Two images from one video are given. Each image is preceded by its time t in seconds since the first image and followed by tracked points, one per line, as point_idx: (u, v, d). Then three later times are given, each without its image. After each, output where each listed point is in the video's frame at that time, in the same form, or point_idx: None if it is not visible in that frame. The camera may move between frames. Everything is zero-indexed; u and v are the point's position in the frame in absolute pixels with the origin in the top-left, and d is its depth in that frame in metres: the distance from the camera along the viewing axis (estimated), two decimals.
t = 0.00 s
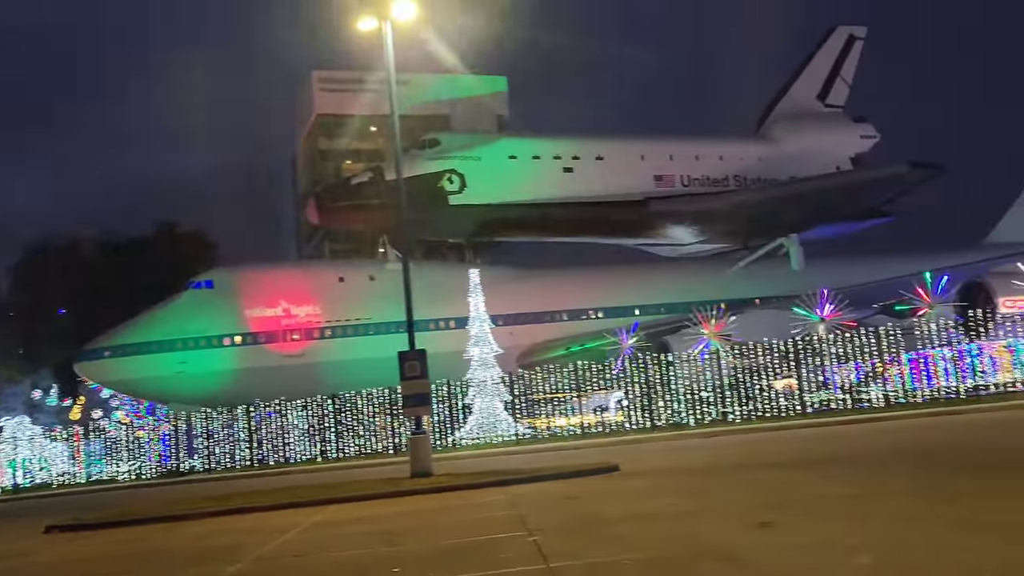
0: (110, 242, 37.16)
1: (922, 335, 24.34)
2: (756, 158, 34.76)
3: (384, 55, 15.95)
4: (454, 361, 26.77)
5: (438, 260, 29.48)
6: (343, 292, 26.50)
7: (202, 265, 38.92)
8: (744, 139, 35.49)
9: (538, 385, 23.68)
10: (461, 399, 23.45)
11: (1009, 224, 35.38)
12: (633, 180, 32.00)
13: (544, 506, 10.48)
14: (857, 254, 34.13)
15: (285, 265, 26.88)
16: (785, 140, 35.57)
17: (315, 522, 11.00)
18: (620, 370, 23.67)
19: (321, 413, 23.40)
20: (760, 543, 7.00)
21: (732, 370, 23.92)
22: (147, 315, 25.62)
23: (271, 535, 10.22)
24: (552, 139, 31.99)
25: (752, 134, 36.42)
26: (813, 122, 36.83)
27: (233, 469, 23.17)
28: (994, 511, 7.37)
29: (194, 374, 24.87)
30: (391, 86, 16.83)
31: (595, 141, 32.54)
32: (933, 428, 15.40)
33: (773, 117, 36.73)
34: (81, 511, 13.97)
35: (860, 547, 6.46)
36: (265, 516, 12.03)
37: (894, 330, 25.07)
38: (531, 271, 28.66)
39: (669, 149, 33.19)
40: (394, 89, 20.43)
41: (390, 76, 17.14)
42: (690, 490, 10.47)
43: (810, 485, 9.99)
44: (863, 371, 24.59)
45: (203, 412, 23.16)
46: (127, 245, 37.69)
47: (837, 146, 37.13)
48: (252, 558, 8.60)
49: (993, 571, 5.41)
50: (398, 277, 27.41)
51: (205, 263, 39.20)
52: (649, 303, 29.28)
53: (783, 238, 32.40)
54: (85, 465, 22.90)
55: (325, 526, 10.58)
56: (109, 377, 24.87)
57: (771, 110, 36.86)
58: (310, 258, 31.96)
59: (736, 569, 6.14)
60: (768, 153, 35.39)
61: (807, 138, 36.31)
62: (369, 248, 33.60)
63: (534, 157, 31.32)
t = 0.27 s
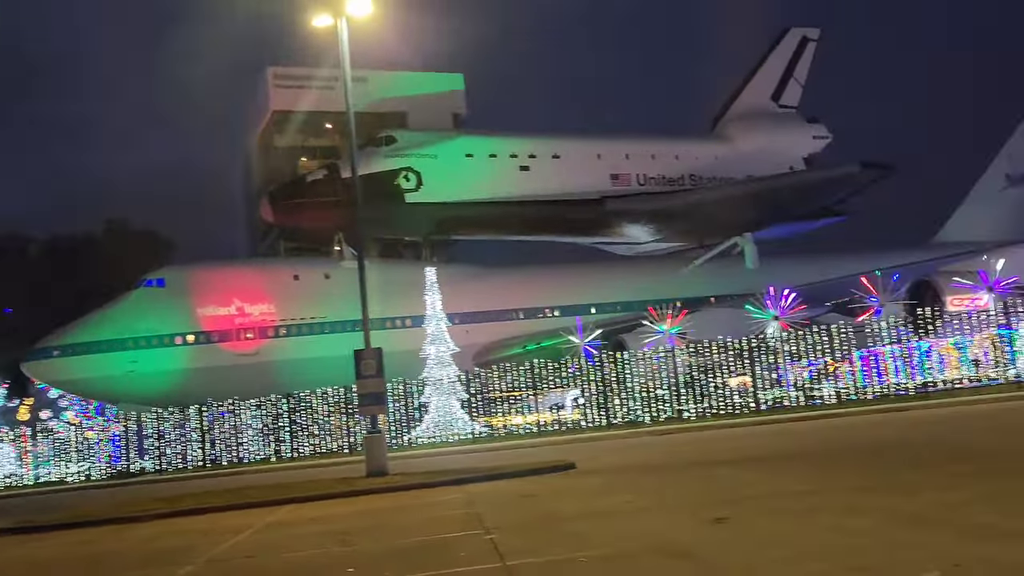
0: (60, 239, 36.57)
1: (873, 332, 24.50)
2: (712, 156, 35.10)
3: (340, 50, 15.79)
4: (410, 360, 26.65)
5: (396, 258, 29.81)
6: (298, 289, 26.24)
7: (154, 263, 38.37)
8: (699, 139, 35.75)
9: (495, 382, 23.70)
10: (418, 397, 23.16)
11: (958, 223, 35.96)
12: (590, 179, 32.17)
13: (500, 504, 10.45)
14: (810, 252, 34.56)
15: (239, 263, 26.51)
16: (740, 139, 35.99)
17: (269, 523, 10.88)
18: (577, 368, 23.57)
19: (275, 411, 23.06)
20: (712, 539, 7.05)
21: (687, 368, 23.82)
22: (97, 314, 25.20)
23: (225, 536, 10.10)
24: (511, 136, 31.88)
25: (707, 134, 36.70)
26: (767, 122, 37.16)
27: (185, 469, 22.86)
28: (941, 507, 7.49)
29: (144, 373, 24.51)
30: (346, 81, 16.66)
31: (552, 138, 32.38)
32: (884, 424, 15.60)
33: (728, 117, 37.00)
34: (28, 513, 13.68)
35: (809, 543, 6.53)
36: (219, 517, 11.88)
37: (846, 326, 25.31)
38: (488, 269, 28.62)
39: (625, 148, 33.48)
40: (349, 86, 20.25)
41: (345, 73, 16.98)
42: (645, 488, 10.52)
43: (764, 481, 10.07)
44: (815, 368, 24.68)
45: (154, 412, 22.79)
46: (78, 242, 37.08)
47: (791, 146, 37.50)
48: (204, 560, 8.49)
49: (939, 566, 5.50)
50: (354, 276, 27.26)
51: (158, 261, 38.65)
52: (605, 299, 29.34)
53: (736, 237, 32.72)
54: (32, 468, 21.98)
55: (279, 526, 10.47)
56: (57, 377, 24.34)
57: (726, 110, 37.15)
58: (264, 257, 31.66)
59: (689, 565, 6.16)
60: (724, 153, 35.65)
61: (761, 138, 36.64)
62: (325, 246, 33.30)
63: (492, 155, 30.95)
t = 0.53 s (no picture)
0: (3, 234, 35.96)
1: (819, 333, 25.77)
2: (661, 157, 35.24)
3: (289, 46, 15.58)
4: (360, 359, 26.49)
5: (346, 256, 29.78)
6: (246, 287, 25.86)
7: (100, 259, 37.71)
8: (650, 139, 35.97)
9: (446, 381, 23.68)
10: (368, 396, 23.16)
11: (903, 224, 36.66)
12: (540, 179, 31.87)
13: (450, 504, 10.41)
14: (758, 252, 34.97)
15: (185, 259, 26.00)
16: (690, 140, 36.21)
17: (216, 524, 10.73)
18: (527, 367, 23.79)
19: (222, 411, 22.86)
20: (661, 537, 7.08)
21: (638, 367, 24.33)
22: (40, 311, 24.68)
23: (170, 538, 9.93)
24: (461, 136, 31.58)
25: (658, 134, 36.95)
26: (717, 123, 37.49)
27: (130, 471, 22.38)
28: (885, 503, 7.60)
29: (88, 372, 24.14)
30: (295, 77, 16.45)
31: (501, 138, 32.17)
32: (829, 422, 15.83)
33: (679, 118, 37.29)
34: None
35: (757, 540, 6.58)
36: (164, 518, 11.68)
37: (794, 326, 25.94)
38: (440, 267, 28.48)
39: (577, 148, 33.08)
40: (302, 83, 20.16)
41: (295, 69, 16.81)
42: (594, 486, 10.54)
43: (713, 479, 10.15)
44: (763, 367, 25.15)
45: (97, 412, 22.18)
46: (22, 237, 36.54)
47: (740, 147, 37.87)
48: (149, 562, 8.33)
49: (884, 561, 5.57)
50: (304, 274, 26.97)
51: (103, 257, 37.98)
52: (557, 299, 29.47)
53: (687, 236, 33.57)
54: None
55: (226, 528, 10.32)
56: None
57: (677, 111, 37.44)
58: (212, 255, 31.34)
59: (639, 563, 6.18)
60: (675, 153, 35.88)
61: (712, 138, 36.94)
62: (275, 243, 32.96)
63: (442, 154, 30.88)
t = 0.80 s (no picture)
0: None
1: (765, 332, 25.70)
2: (610, 157, 35.32)
3: (235, 41, 15.33)
4: (307, 360, 26.28)
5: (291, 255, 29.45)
6: (190, 287, 25.57)
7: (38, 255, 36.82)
8: (598, 139, 36.12)
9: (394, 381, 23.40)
10: (316, 397, 22.66)
11: (846, 225, 37.27)
12: (488, 179, 31.65)
13: (398, 504, 10.34)
14: (705, 253, 35.32)
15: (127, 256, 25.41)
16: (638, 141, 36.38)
17: (157, 527, 10.53)
18: (475, 366, 23.61)
19: (165, 413, 22.45)
20: (609, 536, 7.09)
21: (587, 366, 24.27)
22: None
23: (111, 541, 9.72)
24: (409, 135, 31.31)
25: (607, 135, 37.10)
26: (665, 124, 37.76)
27: (69, 474, 21.85)
28: (828, 500, 7.68)
29: (26, 372, 23.50)
30: (240, 73, 16.20)
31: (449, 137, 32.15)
32: (772, 421, 16.01)
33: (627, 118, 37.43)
34: None
35: (703, 538, 6.62)
36: (104, 522, 11.44)
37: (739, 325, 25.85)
38: (389, 265, 28.26)
39: (526, 148, 32.86)
40: (247, 80, 19.89)
41: (240, 65, 16.55)
42: (543, 486, 10.54)
43: (660, 477, 10.20)
44: (710, 366, 25.29)
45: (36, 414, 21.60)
46: None
47: (688, 148, 38.21)
48: (89, 566, 8.14)
49: (825, 558, 5.63)
50: (249, 274, 26.70)
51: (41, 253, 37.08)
52: (506, 298, 29.44)
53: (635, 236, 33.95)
54: None
55: (168, 530, 10.14)
56: None
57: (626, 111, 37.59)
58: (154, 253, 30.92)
59: (588, 563, 6.17)
60: (623, 153, 36.08)
61: (660, 139, 37.20)
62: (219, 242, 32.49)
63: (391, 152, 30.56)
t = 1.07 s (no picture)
0: None
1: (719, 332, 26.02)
2: (564, 157, 35.51)
3: (187, 34, 15.14)
4: (259, 357, 25.99)
5: (245, 252, 28.97)
6: (139, 284, 25.06)
7: None
8: (553, 139, 36.19)
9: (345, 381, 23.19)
10: (267, 395, 22.76)
11: (798, 226, 37.71)
12: (443, 177, 31.74)
13: (349, 503, 10.26)
14: (659, 253, 35.50)
15: (74, 251, 24.95)
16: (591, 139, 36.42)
17: (103, 527, 10.34)
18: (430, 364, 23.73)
19: (112, 411, 22.23)
20: (561, 535, 7.08)
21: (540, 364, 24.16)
22: None
23: (54, 542, 9.52)
24: (366, 132, 31.60)
25: (562, 134, 37.18)
26: (620, 124, 37.93)
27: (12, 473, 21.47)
28: (776, 499, 7.74)
29: None
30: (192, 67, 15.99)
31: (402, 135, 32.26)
32: (725, 420, 16.11)
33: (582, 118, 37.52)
34: None
35: (653, 538, 6.62)
36: (48, 522, 11.22)
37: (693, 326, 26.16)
38: (341, 263, 28.05)
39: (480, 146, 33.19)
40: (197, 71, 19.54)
41: (191, 60, 16.32)
42: (496, 484, 10.51)
43: (612, 476, 10.22)
44: (664, 365, 25.53)
45: None
46: None
47: (642, 149, 38.43)
48: (31, 567, 7.97)
49: (772, 556, 5.66)
50: (198, 270, 26.18)
51: None
52: (460, 297, 29.48)
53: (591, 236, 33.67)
54: None
55: (114, 531, 9.96)
56: None
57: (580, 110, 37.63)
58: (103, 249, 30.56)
59: (539, 563, 6.14)
60: (577, 153, 36.25)
61: (615, 139, 37.37)
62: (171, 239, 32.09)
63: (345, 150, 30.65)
